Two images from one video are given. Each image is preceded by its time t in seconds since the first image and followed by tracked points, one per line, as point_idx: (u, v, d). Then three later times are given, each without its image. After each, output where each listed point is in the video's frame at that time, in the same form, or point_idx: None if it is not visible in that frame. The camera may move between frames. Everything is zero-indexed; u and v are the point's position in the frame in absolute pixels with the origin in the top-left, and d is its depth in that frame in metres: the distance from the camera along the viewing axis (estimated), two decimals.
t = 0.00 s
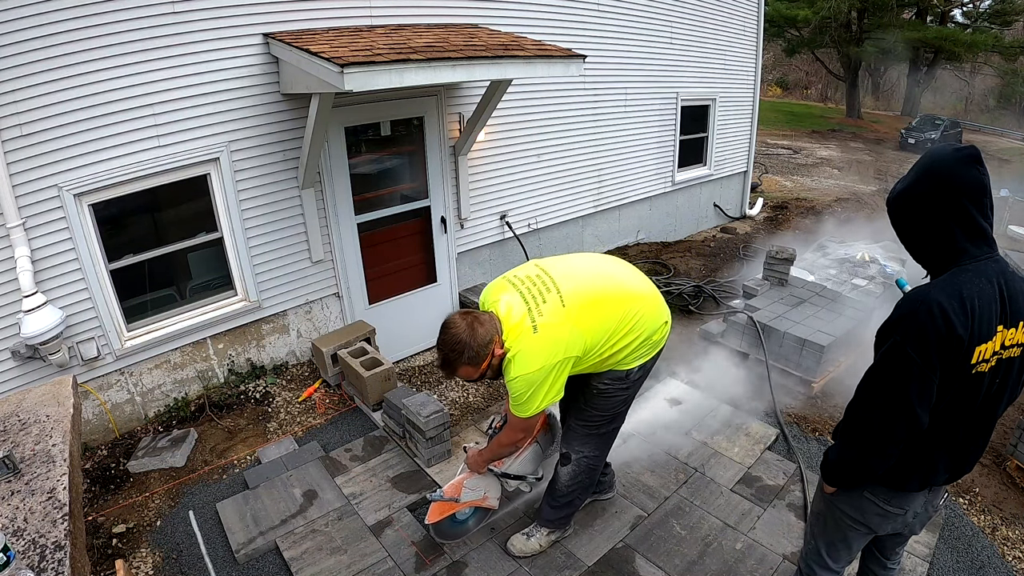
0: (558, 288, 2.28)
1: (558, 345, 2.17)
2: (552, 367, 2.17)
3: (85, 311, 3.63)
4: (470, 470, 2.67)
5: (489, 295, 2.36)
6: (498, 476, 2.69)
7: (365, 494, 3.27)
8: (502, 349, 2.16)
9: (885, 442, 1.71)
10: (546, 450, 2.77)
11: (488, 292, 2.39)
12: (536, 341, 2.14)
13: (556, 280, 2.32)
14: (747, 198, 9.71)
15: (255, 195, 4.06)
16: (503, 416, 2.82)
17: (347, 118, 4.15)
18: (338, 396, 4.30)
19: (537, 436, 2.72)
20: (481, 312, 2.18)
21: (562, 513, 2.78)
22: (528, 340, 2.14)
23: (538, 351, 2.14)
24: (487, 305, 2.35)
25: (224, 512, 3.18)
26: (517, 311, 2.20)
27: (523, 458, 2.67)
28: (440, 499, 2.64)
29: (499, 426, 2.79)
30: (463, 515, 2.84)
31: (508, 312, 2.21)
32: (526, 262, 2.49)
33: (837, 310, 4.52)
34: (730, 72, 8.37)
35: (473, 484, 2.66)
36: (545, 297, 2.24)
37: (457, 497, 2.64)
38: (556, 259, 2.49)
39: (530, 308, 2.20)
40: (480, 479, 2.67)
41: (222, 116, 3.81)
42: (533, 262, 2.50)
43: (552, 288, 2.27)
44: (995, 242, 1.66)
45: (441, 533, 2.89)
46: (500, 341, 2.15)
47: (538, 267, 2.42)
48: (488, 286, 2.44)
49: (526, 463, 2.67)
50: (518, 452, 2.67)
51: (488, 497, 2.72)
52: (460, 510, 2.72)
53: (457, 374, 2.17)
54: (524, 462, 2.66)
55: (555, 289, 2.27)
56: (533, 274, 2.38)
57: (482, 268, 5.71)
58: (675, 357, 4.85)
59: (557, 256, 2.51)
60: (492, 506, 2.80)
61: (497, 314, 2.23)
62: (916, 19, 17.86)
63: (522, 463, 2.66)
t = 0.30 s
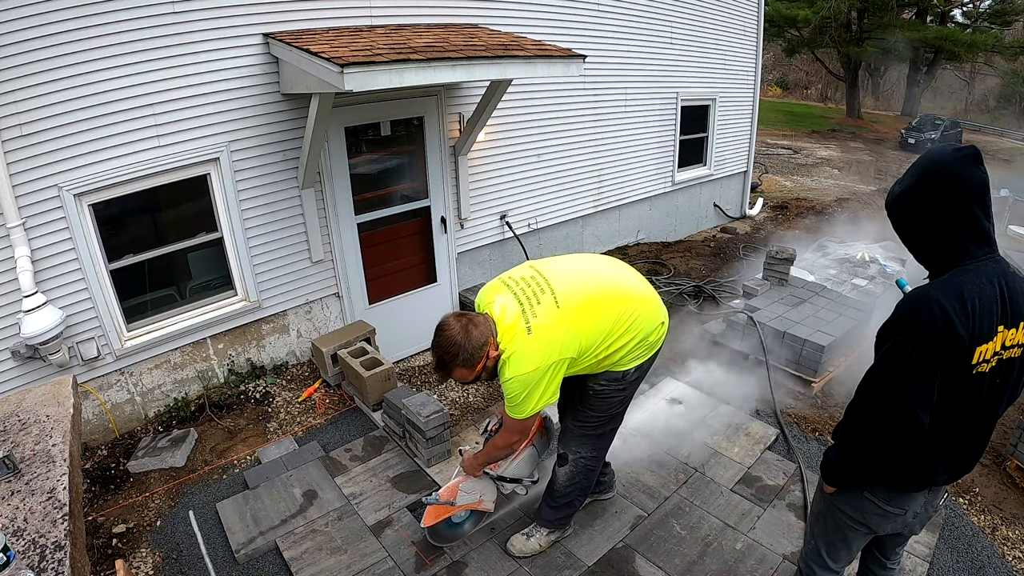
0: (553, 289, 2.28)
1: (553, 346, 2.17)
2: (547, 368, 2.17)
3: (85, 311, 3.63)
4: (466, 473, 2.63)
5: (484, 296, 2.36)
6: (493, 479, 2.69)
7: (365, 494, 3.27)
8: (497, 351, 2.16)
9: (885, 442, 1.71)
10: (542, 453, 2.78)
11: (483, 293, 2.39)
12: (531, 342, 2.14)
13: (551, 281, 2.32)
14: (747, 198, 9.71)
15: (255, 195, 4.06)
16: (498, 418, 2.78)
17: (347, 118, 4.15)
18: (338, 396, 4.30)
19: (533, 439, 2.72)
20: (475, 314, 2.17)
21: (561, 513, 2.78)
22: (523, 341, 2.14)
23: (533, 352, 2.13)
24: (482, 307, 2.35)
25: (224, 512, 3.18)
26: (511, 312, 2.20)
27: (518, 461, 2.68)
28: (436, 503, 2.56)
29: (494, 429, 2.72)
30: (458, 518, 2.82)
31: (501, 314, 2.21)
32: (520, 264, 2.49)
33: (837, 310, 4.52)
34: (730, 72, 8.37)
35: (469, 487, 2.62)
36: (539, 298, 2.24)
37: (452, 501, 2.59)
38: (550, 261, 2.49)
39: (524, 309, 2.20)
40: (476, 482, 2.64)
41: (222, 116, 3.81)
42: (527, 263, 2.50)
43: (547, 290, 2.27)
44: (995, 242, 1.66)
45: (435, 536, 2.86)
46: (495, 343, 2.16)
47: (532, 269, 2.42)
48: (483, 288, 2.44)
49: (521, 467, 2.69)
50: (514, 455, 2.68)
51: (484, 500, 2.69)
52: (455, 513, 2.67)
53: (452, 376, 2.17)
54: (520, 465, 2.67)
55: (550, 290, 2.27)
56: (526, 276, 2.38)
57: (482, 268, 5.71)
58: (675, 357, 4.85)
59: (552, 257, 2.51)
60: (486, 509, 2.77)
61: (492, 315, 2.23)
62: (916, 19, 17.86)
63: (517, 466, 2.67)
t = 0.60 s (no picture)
0: (550, 291, 2.28)
1: (551, 349, 2.17)
2: (544, 371, 2.17)
3: (85, 311, 3.63)
4: (461, 476, 2.62)
5: (482, 297, 2.36)
6: (491, 482, 2.67)
7: (365, 494, 3.27)
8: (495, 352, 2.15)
9: (887, 443, 1.71)
10: (539, 456, 2.77)
11: (480, 294, 2.39)
12: (528, 344, 2.14)
13: (548, 282, 2.32)
14: (748, 198, 9.71)
15: (255, 195, 4.06)
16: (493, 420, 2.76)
17: (347, 118, 4.15)
18: (338, 396, 4.30)
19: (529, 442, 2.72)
20: (473, 316, 2.17)
21: (561, 513, 2.78)
22: (520, 342, 2.14)
23: (530, 353, 2.14)
24: (479, 308, 2.35)
25: (224, 512, 3.18)
26: (509, 313, 2.20)
27: (515, 463, 2.67)
28: (431, 505, 2.57)
29: (489, 431, 2.68)
30: (455, 520, 2.82)
31: (499, 315, 2.21)
32: (518, 265, 2.49)
33: (837, 310, 4.52)
34: (730, 72, 8.37)
35: (465, 489, 2.61)
36: (537, 299, 2.24)
37: (448, 503, 2.58)
38: (548, 261, 2.49)
39: (521, 311, 2.20)
40: (472, 484, 2.63)
41: (222, 116, 3.81)
42: (525, 265, 2.50)
43: (544, 291, 2.27)
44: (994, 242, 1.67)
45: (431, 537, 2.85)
46: (493, 345, 2.15)
47: (530, 270, 2.42)
48: (481, 289, 2.44)
49: (518, 468, 2.68)
50: (510, 457, 2.67)
51: (481, 502, 2.68)
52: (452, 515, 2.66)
53: (450, 378, 2.15)
54: (516, 467, 2.67)
55: (547, 291, 2.27)
56: (523, 277, 2.38)
57: (482, 268, 5.71)
58: (675, 357, 4.85)
59: (549, 258, 2.51)
60: (484, 511, 2.74)
61: (489, 317, 2.23)
62: (916, 19, 17.85)
63: (514, 468, 2.66)
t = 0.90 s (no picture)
0: (548, 292, 2.27)
1: (548, 351, 2.17)
2: (542, 372, 2.17)
3: (84, 311, 3.63)
4: (458, 478, 2.63)
5: (479, 298, 2.36)
6: (487, 484, 2.67)
7: (365, 494, 3.27)
8: (492, 354, 2.15)
9: (887, 444, 1.71)
10: (536, 457, 2.75)
11: (477, 295, 2.39)
12: (526, 345, 2.14)
13: (546, 283, 2.32)
14: (748, 198, 9.71)
15: (255, 195, 4.06)
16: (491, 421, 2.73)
17: (347, 118, 4.15)
18: (338, 396, 4.30)
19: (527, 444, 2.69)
20: (470, 318, 2.16)
21: (561, 513, 2.78)
22: (517, 344, 2.14)
23: (527, 355, 2.14)
24: (476, 309, 2.35)
25: (224, 512, 3.18)
26: (506, 315, 2.20)
27: (512, 465, 2.65)
28: (428, 508, 2.56)
29: (487, 433, 2.66)
30: (452, 522, 2.80)
31: (496, 317, 2.20)
32: (516, 266, 2.49)
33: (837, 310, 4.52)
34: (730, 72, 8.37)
35: (462, 492, 2.62)
36: (534, 301, 2.24)
37: (445, 506, 2.58)
38: (545, 263, 2.49)
39: (519, 313, 2.20)
40: (469, 487, 2.65)
41: (222, 116, 3.81)
42: (522, 266, 2.50)
43: (542, 293, 2.27)
44: (994, 243, 1.67)
45: (429, 538, 2.85)
46: (491, 347, 2.15)
47: (527, 271, 2.42)
48: (478, 290, 2.43)
49: (515, 470, 2.66)
50: (507, 459, 2.65)
51: (478, 504, 2.69)
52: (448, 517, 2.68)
53: (447, 380, 2.16)
54: (513, 469, 2.65)
55: (545, 293, 2.27)
56: (520, 278, 2.38)
57: (482, 268, 5.71)
58: (676, 357, 4.85)
59: (547, 259, 2.50)
60: (481, 513, 2.78)
61: (487, 318, 2.23)
62: (916, 19, 17.85)
63: (511, 470, 2.65)
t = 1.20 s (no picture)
0: (547, 294, 2.27)
1: (547, 353, 2.17)
2: (541, 374, 2.17)
3: (85, 311, 3.63)
4: (454, 480, 2.62)
5: (478, 300, 2.36)
6: (483, 487, 2.66)
7: (365, 494, 3.27)
8: (491, 355, 2.16)
9: (887, 445, 1.71)
10: (532, 460, 2.76)
11: (476, 297, 2.39)
12: (525, 347, 2.14)
13: (546, 284, 2.32)
14: (748, 198, 9.71)
15: (255, 195, 4.06)
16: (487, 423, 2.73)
17: (346, 118, 4.14)
18: (338, 396, 4.30)
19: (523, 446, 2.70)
20: (470, 319, 2.16)
21: (560, 513, 2.78)
22: (516, 346, 2.14)
23: (527, 357, 2.14)
24: (475, 311, 2.35)
25: (224, 512, 3.18)
26: (505, 316, 2.20)
27: (508, 468, 2.64)
28: (424, 511, 2.57)
29: (483, 435, 2.67)
30: (448, 525, 2.81)
31: (496, 319, 2.20)
32: (514, 267, 2.48)
33: (837, 311, 4.52)
34: (730, 72, 8.37)
35: (458, 494, 2.61)
36: (534, 302, 2.24)
37: (441, 508, 2.58)
38: (544, 264, 2.48)
39: (518, 314, 2.20)
40: (466, 489, 2.63)
41: (222, 116, 3.81)
42: (523, 266, 2.49)
43: (541, 294, 2.27)
44: (993, 243, 1.67)
45: (426, 541, 2.83)
46: (490, 348, 2.15)
47: (527, 272, 2.42)
48: (477, 291, 2.43)
49: (511, 473, 2.66)
50: (503, 462, 2.65)
51: (474, 506, 2.69)
52: (444, 519, 2.66)
53: (447, 382, 2.16)
54: (510, 472, 2.64)
55: (544, 294, 2.27)
56: (520, 279, 2.38)
57: (482, 268, 5.71)
58: (676, 357, 4.85)
59: (547, 260, 2.50)
60: (478, 515, 2.76)
61: (486, 320, 2.23)
62: (916, 19, 17.86)
63: (507, 473, 2.64)
